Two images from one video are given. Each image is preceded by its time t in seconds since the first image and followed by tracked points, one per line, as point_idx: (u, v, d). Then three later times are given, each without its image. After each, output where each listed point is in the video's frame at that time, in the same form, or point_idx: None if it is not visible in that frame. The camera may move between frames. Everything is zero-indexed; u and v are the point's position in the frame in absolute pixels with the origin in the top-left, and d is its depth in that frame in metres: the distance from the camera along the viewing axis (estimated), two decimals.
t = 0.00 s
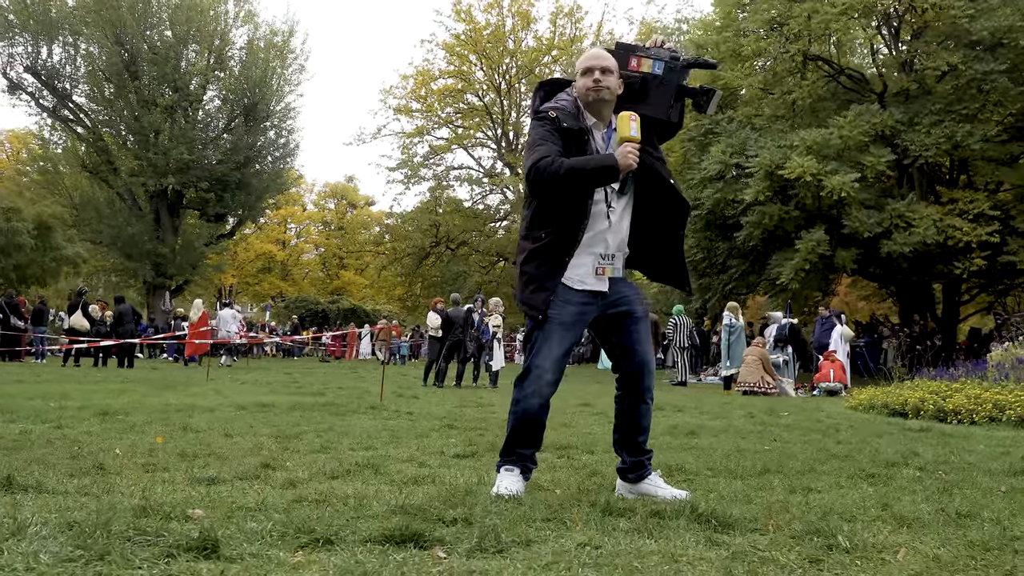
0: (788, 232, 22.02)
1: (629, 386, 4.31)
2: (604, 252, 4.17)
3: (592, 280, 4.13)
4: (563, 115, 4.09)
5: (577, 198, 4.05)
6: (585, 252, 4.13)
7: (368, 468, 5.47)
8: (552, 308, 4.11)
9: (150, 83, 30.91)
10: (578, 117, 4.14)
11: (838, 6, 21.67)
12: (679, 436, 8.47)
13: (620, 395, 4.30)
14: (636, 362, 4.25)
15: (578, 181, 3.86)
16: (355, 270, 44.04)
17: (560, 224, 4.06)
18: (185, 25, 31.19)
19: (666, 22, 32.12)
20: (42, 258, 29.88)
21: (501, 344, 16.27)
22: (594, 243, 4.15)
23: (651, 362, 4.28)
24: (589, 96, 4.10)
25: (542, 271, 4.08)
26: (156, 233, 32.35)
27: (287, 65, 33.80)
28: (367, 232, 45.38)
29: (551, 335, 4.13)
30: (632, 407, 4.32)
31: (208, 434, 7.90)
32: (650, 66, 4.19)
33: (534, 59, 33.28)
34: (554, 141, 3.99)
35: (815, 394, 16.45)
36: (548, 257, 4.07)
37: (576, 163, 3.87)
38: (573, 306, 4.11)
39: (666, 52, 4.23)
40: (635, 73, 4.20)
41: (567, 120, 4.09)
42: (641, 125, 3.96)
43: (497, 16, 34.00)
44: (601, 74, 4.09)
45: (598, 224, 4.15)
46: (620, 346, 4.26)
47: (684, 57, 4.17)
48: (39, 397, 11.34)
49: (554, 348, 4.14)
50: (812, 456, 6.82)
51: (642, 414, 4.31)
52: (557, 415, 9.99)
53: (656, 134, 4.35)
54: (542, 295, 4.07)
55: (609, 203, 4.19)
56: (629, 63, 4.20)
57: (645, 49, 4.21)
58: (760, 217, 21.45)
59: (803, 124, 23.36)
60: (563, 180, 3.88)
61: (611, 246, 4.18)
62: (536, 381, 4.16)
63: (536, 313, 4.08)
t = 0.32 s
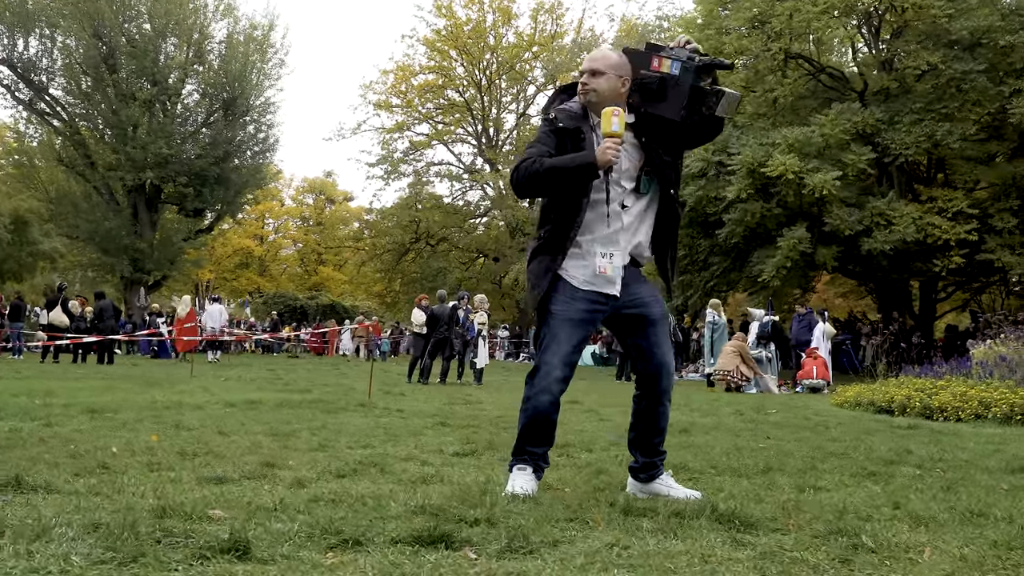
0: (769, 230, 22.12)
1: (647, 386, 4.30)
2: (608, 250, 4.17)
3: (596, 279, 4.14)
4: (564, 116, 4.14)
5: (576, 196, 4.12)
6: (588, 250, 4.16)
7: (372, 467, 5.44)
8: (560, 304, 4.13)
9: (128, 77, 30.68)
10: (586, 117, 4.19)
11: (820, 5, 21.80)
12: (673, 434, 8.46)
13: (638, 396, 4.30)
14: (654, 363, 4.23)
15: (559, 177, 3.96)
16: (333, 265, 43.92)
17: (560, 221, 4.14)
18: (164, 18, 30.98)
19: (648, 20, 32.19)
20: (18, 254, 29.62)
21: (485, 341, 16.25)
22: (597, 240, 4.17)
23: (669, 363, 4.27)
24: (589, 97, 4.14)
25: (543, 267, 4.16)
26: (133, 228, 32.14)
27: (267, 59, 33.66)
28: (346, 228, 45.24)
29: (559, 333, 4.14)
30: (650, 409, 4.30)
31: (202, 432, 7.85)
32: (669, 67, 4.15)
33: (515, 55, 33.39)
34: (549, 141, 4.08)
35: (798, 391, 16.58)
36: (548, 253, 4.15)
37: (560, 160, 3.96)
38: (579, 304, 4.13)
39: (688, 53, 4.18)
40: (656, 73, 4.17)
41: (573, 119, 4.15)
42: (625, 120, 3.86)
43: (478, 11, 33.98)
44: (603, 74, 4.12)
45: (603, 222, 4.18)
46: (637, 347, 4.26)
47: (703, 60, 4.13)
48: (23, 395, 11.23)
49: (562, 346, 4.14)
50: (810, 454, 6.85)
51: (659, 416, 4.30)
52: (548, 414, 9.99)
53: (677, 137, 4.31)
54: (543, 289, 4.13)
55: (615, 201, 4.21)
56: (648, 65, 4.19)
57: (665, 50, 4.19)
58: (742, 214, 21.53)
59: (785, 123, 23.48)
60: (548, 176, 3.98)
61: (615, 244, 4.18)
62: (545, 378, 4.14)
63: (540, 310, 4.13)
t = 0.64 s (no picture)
0: (741, 231, 22.27)
1: (652, 389, 4.35)
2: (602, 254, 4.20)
3: (591, 283, 4.17)
4: (553, 127, 4.34)
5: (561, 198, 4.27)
6: (579, 251, 4.21)
7: (362, 469, 5.41)
8: (556, 305, 4.19)
9: (95, 74, 30.42)
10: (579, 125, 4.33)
11: (791, 9, 22.01)
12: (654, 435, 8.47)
13: (642, 397, 4.36)
14: (660, 368, 4.28)
15: (530, 191, 4.20)
16: (302, 266, 43.74)
17: (551, 225, 4.28)
18: (132, 15, 30.79)
19: (619, 21, 32.43)
20: None
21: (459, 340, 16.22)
22: (587, 243, 4.22)
23: (675, 367, 4.31)
24: (577, 101, 4.29)
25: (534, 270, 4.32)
26: (99, 228, 31.86)
27: (236, 57, 33.55)
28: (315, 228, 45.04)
29: (554, 332, 4.16)
30: (655, 410, 4.37)
31: (182, 433, 7.78)
32: (677, 76, 4.11)
33: (487, 55, 33.52)
34: (537, 154, 4.32)
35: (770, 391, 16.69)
36: (540, 255, 4.30)
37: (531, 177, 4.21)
38: (576, 304, 4.17)
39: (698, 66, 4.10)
40: (664, 81, 4.15)
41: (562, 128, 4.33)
42: (585, 135, 3.97)
43: (449, 11, 34.05)
44: (590, 81, 4.28)
45: (595, 225, 4.23)
46: (641, 351, 4.30)
47: (707, 75, 4.07)
48: None
49: (559, 344, 4.15)
50: (794, 455, 6.88)
51: (664, 418, 4.37)
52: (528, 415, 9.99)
53: (683, 144, 4.29)
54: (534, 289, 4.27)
55: (608, 207, 4.25)
56: (663, 72, 4.18)
57: (678, 59, 4.15)
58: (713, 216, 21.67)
59: (756, 125, 23.66)
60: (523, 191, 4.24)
61: (608, 249, 4.20)
62: (541, 376, 4.13)
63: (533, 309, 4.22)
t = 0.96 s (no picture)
0: (695, 235, 22.45)
1: (637, 392, 4.40)
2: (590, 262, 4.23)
3: (580, 289, 4.20)
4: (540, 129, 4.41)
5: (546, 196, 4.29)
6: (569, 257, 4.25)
7: (339, 474, 5.36)
8: (545, 309, 4.21)
9: (41, 72, 29.87)
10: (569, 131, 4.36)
11: (746, 15, 22.24)
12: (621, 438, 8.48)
13: (627, 401, 4.40)
14: (645, 372, 4.33)
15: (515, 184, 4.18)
16: (252, 267, 43.37)
17: (537, 229, 4.29)
18: (81, 12, 30.39)
19: (573, 25, 32.60)
20: None
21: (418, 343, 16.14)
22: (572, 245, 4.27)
23: (659, 370, 4.36)
24: (587, 107, 4.27)
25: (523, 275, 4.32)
26: (45, 228, 31.30)
27: (187, 56, 33.21)
28: (265, 230, 44.62)
29: (543, 336, 4.18)
30: (639, 413, 4.41)
31: (145, 438, 7.64)
32: (664, 83, 4.15)
33: (441, 57, 33.55)
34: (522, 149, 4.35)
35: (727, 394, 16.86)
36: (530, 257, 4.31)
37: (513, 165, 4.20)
38: (565, 310, 4.20)
39: (684, 73, 4.15)
40: (651, 88, 4.18)
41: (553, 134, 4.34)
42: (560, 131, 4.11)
43: (403, 13, 33.97)
44: (592, 87, 4.27)
45: (583, 230, 4.27)
46: (627, 354, 4.34)
47: (695, 83, 4.11)
48: None
49: (547, 349, 4.17)
50: (763, 457, 6.93)
51: (647, 422, 4.41)
52: (493, 419, 9.97)
53: (669, 152, 4.35)
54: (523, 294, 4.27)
55: (596, 210, 4.27)
56: (649, 78, 4.22)
57: (665, 66, 4.20)
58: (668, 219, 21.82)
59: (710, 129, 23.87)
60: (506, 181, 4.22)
61: (598, 255, 4.25)
62: (530, 381, 4.14)
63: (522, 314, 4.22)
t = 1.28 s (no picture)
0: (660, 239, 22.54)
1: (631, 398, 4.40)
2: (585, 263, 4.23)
3: (576, 291, 4.18)
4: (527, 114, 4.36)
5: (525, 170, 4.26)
6: (566, 260, 4.24)
7: (327, 480, 5.30)
8: (542, 314, 4.17)
9: None
10: (559, 129, 4.31)
11: (711, 20, 22.37)
12: (599, 441, 8.48)
13: (622, 405, 4.39)
14: (640, 376, 4.35)
15: (497, 139, 4.16)
16: (211, 269, 42.96)
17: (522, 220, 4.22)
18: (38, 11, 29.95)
19: (536, 28, 32.70)
20: None
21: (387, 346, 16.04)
22: (561, 241, 4.27)
23: (655, 375, 4.37)
24: (576, 116, 4.20)
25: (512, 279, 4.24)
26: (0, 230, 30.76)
27: (146, 56, 32.84)
28: (225, 232, 44.30)
29: (541, 340, 4.15)
30: (633, 418, 4.41)
31: (119, 443, 7.52)
32: (658, 89, 4.11)
33: (403, 59, 33.49)
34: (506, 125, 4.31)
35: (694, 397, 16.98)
36: (521, 258, 4.24)
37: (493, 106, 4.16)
38: (563, 314, 4.17)
39: (679, 81, 4.11)
40: (645, 93, 4.15)
41: (542, 120, 4.31)
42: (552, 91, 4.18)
43: (366, 15, 33.86)
44: (584, 96, 4.19)
45: (574, 227, 4.26)
46: (622, 358, 4.35)
47: (691, 91, 4.05)
48: None
49: (545, 354, 4.15)
50: (745, 461, 6.96)
51: (642, 427, 4.41)
52: (467, 424, 9.92)
53: (659, 159, 4.33)
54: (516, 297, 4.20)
55: (592, 214, 4.27)
56: (643, 84, 4.18)
57: (659, 72, 4.16)
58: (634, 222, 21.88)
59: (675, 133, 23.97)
60: (480, 134, 4.17)
61: (590, 257, 4.24)
62: (527, 386, 4.11)
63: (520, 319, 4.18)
